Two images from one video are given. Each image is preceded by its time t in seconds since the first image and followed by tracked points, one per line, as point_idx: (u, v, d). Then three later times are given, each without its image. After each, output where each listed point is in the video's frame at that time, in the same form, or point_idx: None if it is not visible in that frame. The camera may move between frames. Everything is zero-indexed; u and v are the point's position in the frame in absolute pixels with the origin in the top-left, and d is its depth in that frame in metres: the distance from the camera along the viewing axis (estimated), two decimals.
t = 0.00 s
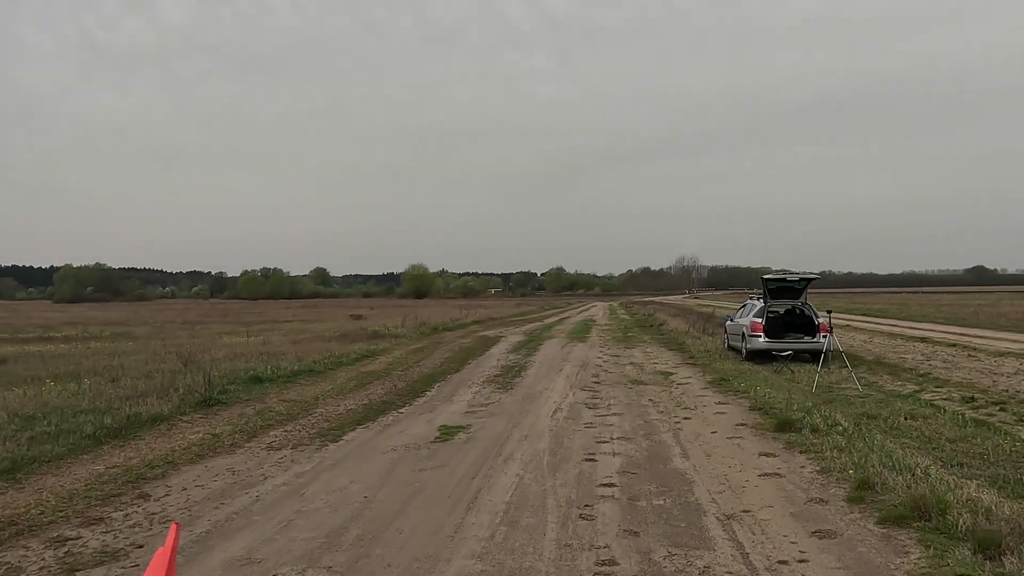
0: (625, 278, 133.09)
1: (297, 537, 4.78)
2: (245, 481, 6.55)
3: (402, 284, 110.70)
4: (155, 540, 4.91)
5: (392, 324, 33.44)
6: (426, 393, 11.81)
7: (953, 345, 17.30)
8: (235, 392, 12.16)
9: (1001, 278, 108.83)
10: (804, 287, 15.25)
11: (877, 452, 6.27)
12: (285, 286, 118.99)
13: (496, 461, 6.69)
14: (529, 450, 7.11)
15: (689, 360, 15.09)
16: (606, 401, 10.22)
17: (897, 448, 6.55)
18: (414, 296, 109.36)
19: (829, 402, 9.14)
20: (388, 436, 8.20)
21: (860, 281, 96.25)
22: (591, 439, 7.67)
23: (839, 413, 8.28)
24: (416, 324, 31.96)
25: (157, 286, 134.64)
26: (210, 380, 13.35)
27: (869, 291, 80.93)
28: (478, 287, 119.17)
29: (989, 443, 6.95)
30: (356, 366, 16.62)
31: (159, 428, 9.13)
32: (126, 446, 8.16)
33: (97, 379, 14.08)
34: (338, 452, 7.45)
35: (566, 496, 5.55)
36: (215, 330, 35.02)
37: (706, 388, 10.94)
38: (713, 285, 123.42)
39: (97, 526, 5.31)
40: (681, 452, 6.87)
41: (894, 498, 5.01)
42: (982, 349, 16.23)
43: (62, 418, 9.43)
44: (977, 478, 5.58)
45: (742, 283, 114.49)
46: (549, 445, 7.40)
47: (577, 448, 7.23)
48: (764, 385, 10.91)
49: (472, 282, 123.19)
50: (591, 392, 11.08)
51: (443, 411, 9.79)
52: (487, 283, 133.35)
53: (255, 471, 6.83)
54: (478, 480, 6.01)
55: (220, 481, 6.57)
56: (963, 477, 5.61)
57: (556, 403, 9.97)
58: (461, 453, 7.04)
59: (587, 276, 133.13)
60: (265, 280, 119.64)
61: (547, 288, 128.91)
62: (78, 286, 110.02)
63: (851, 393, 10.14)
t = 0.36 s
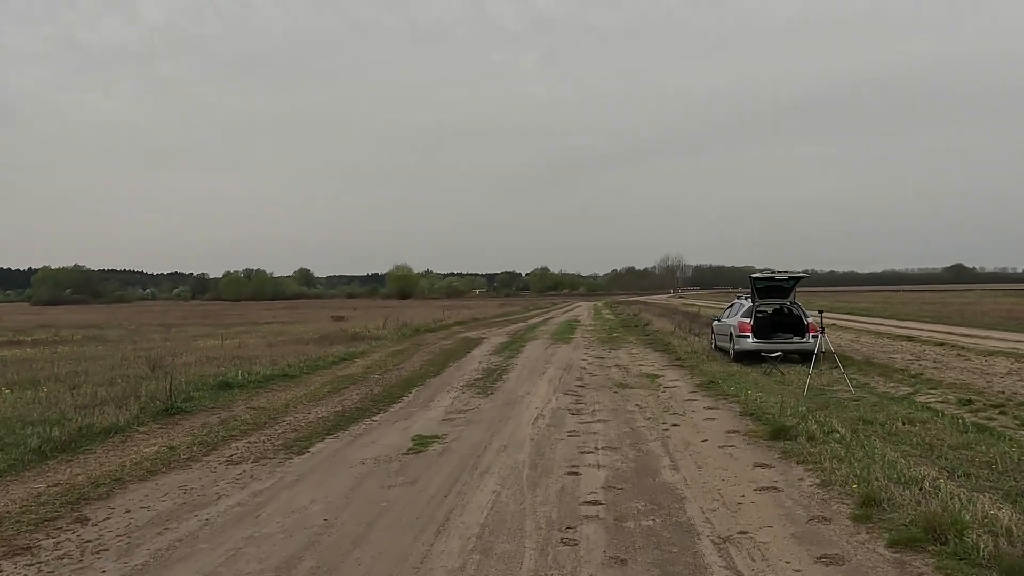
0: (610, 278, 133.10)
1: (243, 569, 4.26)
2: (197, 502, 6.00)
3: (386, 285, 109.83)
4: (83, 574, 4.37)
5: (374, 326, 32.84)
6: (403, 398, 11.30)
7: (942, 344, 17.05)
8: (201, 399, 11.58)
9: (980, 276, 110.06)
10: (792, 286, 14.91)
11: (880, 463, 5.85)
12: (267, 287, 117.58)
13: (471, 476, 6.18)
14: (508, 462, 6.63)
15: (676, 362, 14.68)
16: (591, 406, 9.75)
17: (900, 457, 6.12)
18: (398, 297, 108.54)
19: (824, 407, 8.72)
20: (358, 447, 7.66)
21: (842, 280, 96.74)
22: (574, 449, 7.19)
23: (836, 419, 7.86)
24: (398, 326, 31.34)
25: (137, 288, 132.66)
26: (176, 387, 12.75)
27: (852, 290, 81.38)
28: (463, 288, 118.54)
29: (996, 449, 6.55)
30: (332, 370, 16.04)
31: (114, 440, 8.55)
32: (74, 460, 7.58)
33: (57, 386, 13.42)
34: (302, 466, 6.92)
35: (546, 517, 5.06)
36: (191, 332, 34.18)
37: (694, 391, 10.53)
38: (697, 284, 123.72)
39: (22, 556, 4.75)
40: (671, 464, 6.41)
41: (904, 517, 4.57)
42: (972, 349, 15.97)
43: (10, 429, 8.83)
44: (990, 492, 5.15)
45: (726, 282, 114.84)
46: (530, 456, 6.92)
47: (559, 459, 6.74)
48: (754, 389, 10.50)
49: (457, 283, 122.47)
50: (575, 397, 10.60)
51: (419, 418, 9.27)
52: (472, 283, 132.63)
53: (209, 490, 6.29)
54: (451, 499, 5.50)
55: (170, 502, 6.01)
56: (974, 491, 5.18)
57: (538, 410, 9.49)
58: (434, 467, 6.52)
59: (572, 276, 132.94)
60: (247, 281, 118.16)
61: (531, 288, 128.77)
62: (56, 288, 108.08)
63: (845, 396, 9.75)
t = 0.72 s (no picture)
0: (593, 279, 133.11)
1: None
2: (132, 530, 5.40)
3: (368, 285, 108.91)
4: None
5: (352, 327, 32.17)
6: (374, 407, 10.73)
7: (928, 348, 16.85)
8: (159, 409, 10.92)
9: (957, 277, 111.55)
10: (778, 289, 14.56)
11: (879, 483, 5.41)
12: (247, 288, 116.12)
13: (437, 499, 5.66)
14: (479, 482, 6.10)
15: (660, 366, 14.25)
16: (571, 416, 9.26)
17: (900, 476, 5.70)
18: (380, 297, 107.62)
19: (814, 417, 8.33)
20: (318, 464, 7.10)
21: (823, 281, 97.42)
22: (551, 466, 6.68)
23: (827, 430, 7.45)
24: (376, 328, 30.65)
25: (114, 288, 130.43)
26: (135, 395, 12.07)
27: (832, 291, 81.95)
28: (445, 288, 117.82)
29: (999, 465, 6.15)
30: (304, 376, 15.41)
31: (56, 456, 7.90)
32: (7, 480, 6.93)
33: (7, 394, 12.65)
34: (254, 488, 6.35)
35: (516, 549, 4.55)
36: (164, 334, 33.26)
37: (678, 399, 10.08)
38: (680, 285, 124.08)
39: None
40: (654, 483, 5.93)
41: (913, 549, 4.12)
42: (958, 353, 15.77)
43: None
44: (1000, 516, 4.73)
45: (709, 283, 115.36)
46: (504, 474, 6.40)
47: (534, 478, 6.24)
48: (740, 397, 10.09)
49: (440, 283, 121.90)
50: (554, 405, 10.12)
51: (388, 430, 8.72)
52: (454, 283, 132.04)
53: (149, 516, 5.69)
54: (414, 528, 4.97)
55: (101, 531, 5.41)
56: (984, 515, 4.76)
57: (515, 420, 8.99)
58: (398, 489, 5.99)
59: (555, 276, 132.66)
60: (227, 282, 116.61)
61: (514, 289, 128.40)
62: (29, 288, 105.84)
63: (835, 405, 9.38)
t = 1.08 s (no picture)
0: (577, 279, 133.01)
1: None
2: (52, 560, 4.85)
3: (350, 286, 107.89)
4: None
5: (330, 329, 31.53)
6: (342, 415, 10.21)
7: (912, 349, 16.64)
8: (112, 418, 10.31)
9: (936, 276, 112.80)
10: (760, 289, 14.22)
11: (871, 499, 5.02)
12: (227, 290, 114.52)
13: (394, 521, 5.16)
14: (441, 500, 5.62)
15: (640, 369, 13.86)
16: (546, 423, 8.81)
17: (893, 490, 5.31)
18: (363, 297, 106.65)
19: (799, 424, 7.95)
20: (271, 479, 6.57)
21: (805, 281, 97.95)
22: (521, 480, 6.21)
23: (814, 438, 7.07)
24: (354, 330, 30.02)
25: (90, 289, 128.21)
26: (89, 403, 11.43)
27: (813, 291, 82.41)
28: (429, 289, 117.10)
29: (996, 475, 5.80)
30: (273, 381, 14.81)
31: None
32: None
33: None
34: (197, 508, 5.81)
35: None
36: (136, 337, 32.36)
37: (659, 404, 9.68)
38: (663, 285, 124.32)
39: None
40: (629, 499, 5.49)
41: None
42: (943, 353, 15.55)
43: None
44: (1004, 537, 4.35)
45: (692, 282, 115.66)
46: (469, 490, 5.93)
47: (501, 494, 5.76)
48: (723, 401, 9.71)
49: (423, 284, 121.07)
50: (530, 411, 9.66)
51: (351, 440, 8.21)
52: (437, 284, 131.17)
53: (73, 543, 5.15)
54: (364, 557, 4.48)
55: (17, 561, 4.86)
56: (986, 535, 4.38)
57: (486, 428, 8.52)
58: (352, 509, 5.49)
59: (539, 276, 132.42)
60: (206, 283, 114.92)
61: (498, 289, 127.95)
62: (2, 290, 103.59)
63: (820, 409, 9.02)
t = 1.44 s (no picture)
0: (557, 278, 132.87)
1: None
2: None
3: (328, 285, 106.56)
4: None
5: (305, 330, 30.79)
6: (313, 420, 9.67)
7: (897, 347, 16.47)
8: (66, 426, 9.65)
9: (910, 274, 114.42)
10: (746, 286, 13.90)
11: (882, 511, 4.64)
12: (202, 290, 112.50)
13: (363, 543, 4.66)
14: (416, 517, 5.13)
15: (624, 369, 13.47)
16: (528, 427, 8.35)
17: (903, 501, 4.95)
18: (341, 297, 105.41)
19: (794, 428, 7.60)
20: (230, 494, 6.03)
21: (783, 279, 98.69)
22: (503, 492, 5.75)
23: (812, 443, 6.71)
24: (330, 330, 29.34)
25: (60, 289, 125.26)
26: (42, 409, 10.73)
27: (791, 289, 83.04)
28: (408, 288, 116.11)
29: (1007, 482, 5.46)
30: (242, 384, 14.15)
31: None
32: None
33: None
34: (145, 530, 5.25)
35: None
36: (103, 339, 31.31)
37: (646, 406, 9.28)
38: (643, 283, 124.63)
39: None
40: (620, 514, 5.05)
41: None
42: (928, 352, 15.38)
43: None
44: None
45: (671, 280, 116.08)
46: (447, 504, 5.45)
47: (481, 509, 5.29)
48: (713, 403, 9.34)
49: (402, 283, 120.03)
50: (511, 415, 9.18)
51: (321, 449, 7.68)
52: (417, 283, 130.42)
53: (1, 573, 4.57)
54: None
55: None
56: (1011, 553, 4.01)
57: (465, 434, 8.04)
58: (317, 529, 4.98)
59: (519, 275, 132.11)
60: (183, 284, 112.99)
61: (477, 288, 127.29)
62: None
63: (813, 412, 8.69)
